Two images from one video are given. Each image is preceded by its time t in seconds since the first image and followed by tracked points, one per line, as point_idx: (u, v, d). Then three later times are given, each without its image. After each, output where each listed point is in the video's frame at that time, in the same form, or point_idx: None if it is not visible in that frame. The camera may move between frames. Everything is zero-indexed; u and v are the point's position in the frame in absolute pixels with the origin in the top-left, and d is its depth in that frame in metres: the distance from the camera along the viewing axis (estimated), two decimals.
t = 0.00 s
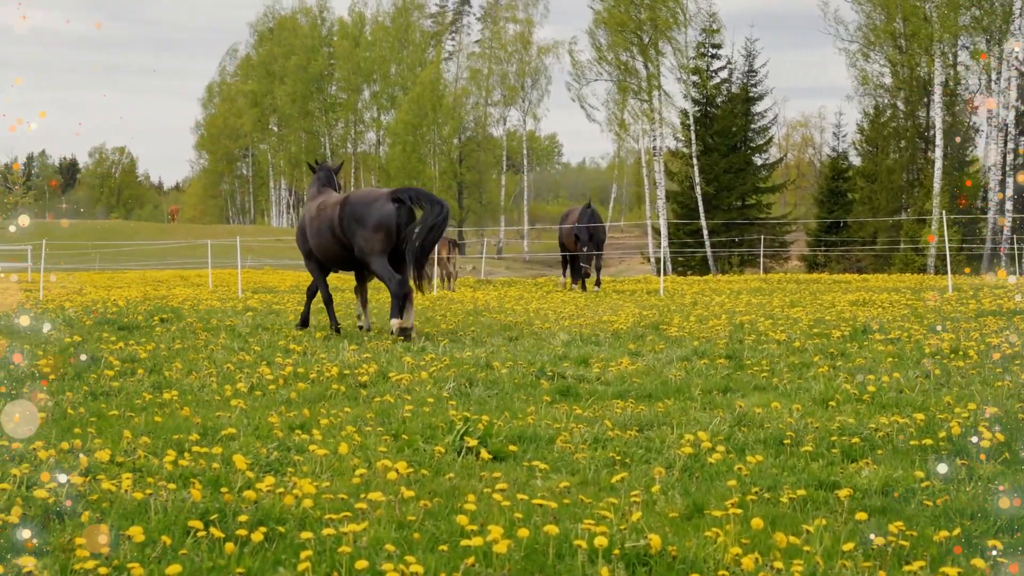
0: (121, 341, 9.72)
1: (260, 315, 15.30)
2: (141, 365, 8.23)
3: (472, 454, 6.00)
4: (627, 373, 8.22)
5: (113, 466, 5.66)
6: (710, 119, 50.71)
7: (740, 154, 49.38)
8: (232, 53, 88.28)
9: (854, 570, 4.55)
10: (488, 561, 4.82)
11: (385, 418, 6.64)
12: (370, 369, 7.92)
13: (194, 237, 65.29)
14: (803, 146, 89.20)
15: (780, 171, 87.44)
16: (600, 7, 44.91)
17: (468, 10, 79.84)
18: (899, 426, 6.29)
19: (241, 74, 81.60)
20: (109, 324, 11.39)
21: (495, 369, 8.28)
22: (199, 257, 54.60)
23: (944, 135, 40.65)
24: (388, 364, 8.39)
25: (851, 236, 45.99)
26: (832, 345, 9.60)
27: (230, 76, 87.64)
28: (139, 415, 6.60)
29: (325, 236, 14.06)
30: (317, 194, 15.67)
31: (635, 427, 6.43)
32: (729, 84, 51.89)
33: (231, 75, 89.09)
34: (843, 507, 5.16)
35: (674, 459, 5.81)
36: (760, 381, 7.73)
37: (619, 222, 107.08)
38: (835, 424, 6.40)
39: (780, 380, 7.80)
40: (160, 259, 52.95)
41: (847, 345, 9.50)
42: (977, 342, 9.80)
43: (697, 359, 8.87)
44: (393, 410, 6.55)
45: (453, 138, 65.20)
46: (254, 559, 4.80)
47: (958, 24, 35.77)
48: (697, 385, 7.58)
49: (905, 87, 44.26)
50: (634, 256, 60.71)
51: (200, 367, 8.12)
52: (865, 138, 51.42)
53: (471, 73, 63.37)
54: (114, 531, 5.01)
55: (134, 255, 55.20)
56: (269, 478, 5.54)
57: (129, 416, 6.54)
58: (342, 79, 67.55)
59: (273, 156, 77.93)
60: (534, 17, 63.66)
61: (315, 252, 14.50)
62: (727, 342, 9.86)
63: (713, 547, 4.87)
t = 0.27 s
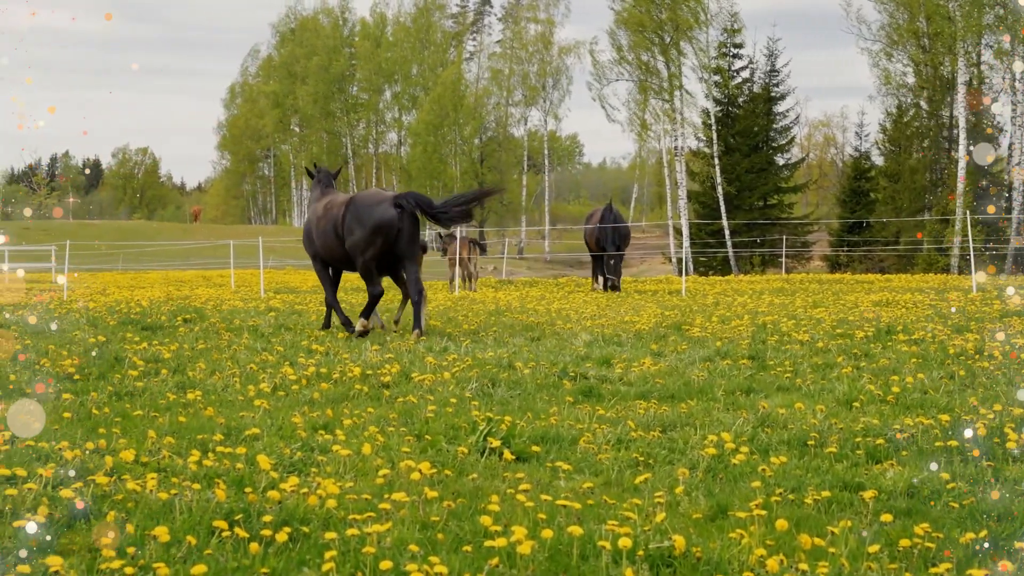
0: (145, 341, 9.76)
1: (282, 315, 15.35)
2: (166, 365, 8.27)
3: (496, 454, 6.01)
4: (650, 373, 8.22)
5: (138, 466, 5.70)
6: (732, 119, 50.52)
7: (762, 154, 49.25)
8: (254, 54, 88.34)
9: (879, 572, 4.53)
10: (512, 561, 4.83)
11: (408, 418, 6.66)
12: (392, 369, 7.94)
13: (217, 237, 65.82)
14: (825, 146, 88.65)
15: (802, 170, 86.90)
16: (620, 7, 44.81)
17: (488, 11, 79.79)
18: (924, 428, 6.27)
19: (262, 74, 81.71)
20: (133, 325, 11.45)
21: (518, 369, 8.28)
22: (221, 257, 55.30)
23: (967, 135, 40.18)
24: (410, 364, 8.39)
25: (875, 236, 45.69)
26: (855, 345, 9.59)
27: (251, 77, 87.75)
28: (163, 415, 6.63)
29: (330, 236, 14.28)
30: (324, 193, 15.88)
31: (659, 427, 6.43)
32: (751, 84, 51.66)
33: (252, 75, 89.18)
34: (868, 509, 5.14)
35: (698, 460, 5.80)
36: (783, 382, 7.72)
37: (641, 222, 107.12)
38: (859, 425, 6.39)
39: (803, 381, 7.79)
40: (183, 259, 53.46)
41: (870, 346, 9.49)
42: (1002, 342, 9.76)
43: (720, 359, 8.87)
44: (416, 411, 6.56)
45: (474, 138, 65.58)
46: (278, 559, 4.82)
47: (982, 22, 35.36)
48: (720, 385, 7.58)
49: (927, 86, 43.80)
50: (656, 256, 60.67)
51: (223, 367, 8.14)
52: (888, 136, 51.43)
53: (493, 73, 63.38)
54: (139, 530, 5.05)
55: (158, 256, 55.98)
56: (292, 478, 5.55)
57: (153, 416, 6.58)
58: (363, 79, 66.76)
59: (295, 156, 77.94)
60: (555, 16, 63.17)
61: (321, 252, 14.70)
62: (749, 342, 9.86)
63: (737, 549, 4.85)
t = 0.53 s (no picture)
0: (166, 341, 9.80)
1: (300, 314, 15.40)
2: (188, 364, 8.30)
3: (516, 454, 6.01)
4: (670, 373, 8.20)
5: (160, 465, 5.74)
6: (751, 118, 50.50)
7: (782, 154, 49.15)
8: (275, 54, 88.65)
9: (902, 572, 4.50)
10: (533, 561, 4.83)
11: (428, 417, 6.67)
12: (413, 368, 7.95)
13: (238, 237, 66.11)
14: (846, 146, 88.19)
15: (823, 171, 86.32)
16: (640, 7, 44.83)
17: (508, 11, 79.87)
18: (946, 428, 6.25)
19: (282, 75, 82.02)
20: (154, 324, 11.51)
21: (538, 369, 8.27)
22: (240, 256, 55.82)
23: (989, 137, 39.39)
24: (430, 364, 8.39)
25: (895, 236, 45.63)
26: (877, 346, 9.54)
27: (272, 77, 88.10)
28: (184, 414, 6.66)
29: (331, 235, 14.69)
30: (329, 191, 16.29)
31: (679, 428, 6.41)
32: (771, 84, 51.39)
33: (271, 77, 89.53)
34: (891, 510, 5.11)
35: (719, 460, 5.80)
36: (804, 382, 7.70)
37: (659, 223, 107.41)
38: (880, 425, 6.37)
39: (824, 381, 7.77)
40: (204, 259, 53.74)
41: (892, 346, 9.44)
42: None
43: (740, 359, 8.85)
44: (436, 411, 6.57)
45: (494, 138, 64.94)
46: (301, 558, 4.84)
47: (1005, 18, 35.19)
48: (741, 385, 7.57)
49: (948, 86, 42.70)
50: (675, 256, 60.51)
51: (244, 366, 8.16)
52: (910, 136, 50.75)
53: (512, 73, 63.73)
54: (161, 528, 5.08)
55: (178, 256, 56.66)
56: (314, 477, 5.57)
57: (174, 415, 6.61)
58: (382, 79, 67.49)
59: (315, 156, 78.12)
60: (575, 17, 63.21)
61: (323, 249, 15.18)
62: (770, 342, 9.83)
63: (759, 549, 4.83)
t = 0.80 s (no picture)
0: (186, 340, 9.84)
1: (316, 313, 15.42)
2: (207, 363, 8.33)
3: (535, 453, 6.01)
4: (689, 373, 8.18)
5: (180, 464, 5.75)
6: (770, 117, 50.45)
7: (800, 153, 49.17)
8: (292, 54, 88.88)
9: (924, 574, 4.47)
10: (553, 561, 4.83)
11: (447, 417, 6.67)
12: (431, 368, 7.95)
13: (255, 237, 66.07)
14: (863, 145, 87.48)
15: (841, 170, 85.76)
16: (657, 6, 44.79)
17: (526, 10, 80.01)
18: (966, 429, 6.23)
19: (299, 75, 82.30)
20: (173, 324, 11.54)
21: (556, 369, 8.27)
22: (255, 254, 56.08)
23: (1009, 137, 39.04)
24: (449, 364, 8.40)
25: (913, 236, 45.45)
26: (896, 346, 9.51)
27: (288, 76, 88.33)
28: (203, 414, 6.68)
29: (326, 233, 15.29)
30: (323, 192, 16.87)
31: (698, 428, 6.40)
32: (790, 83, 51.08)
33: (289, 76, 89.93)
34: (911, 510, 5.09)
35: (738, 460, 5.79)
36: (823, 382, 7.69)
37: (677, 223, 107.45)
38: (900, 425, 6.35)
39: (843, 381, 7.76)
40: (223, 258, 53.69)
41: (912, 346, 9.41)
42: None
43: (759, 359, 8.84)
44: (455, 411, 6.57)
45: (512, 138, 64.57)
46: (320, 557, 4.85)
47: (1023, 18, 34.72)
48: (760, 385, 7.56)
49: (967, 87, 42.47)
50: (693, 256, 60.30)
51: (263, 366, 8.18)
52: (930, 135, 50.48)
53: (529, 73, 63.64)
54: (181, 527, 5.10)
55: (195, 255, 57.08)
56: (333, 477, 5.57)
57: (194, 414, 6.63)
58: (400, 79, 68.19)
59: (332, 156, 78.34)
60: (592, 16, 63.21)
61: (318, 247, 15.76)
62: (788, 342, 9.80)
63: (779, 549, 4.81)
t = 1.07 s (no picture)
0: (206, 339, 9.87)
1: (334, 312, 15.44)
2: (228, 362, 8.35)
3: (556, 453, 6.01)
4: (710, 372, 8.16)
5: (202, 463, 5.77)
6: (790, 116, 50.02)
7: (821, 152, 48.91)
8: (309, 53, 88.73)
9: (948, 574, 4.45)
10: (574, 560, 4.83)
11: (467, 416, 6.67)
12: (451, 367, 7.95)
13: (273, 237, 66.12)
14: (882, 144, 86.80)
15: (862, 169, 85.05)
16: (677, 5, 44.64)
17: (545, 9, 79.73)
18: (990, 429, 6.20)
19: (317, 75, 82.21)
20: (193, 323, 11.60)
21: (576, 368, 8.25)
22: (275, 254, 56.04)
23: None
24: (469, 363, 8.40)
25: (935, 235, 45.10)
26: (918, 345, 9.45)
27: (307, 75, 88.32)
28: (224, 413, 6.70)
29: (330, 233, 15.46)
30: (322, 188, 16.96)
31: (719, 427, 6.39)
32: (810, 81, 50.73)
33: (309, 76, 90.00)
34: (934, 510, 5.08)
35: (760, 460, 5.78)
36: (845, 382, 7.66)
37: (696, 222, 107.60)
38: (922, 425, 6.33)
39: (865, 381, 7.73)
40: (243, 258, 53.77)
41: (934, 346, 9.35)
42: None
43: (779, 359, 8.80)
44: (475, 410, 6.57)
45: (530, 137, 65.44)
46: (342, 556, 4.86)
47: None
48: (781, 385, 7.55)
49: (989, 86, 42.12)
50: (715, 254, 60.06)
51: (283, 365, 8.19)
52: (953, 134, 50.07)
53: (548, 72, 63.56)
54: (203, 525, 5.12)
55: (215, 255, 57.22)
56: (354, 476, 5.58)
57: (215, 413, 6.66)
58: (418, 79, 68.19)
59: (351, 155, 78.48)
60: (611, 15, 62.79)
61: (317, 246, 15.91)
62: (809, 342, 9.75)
63: (802, 549, 4.80)
